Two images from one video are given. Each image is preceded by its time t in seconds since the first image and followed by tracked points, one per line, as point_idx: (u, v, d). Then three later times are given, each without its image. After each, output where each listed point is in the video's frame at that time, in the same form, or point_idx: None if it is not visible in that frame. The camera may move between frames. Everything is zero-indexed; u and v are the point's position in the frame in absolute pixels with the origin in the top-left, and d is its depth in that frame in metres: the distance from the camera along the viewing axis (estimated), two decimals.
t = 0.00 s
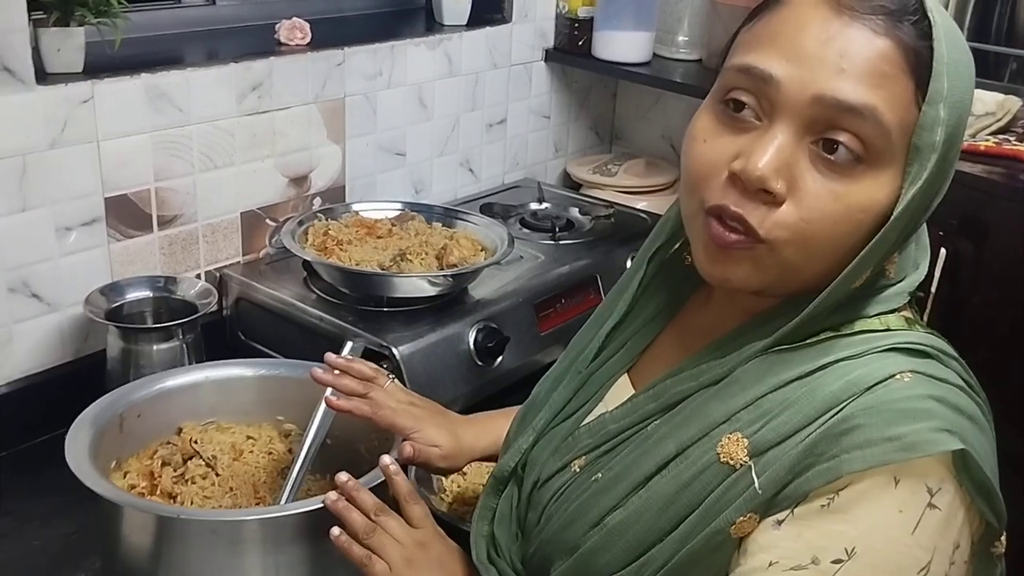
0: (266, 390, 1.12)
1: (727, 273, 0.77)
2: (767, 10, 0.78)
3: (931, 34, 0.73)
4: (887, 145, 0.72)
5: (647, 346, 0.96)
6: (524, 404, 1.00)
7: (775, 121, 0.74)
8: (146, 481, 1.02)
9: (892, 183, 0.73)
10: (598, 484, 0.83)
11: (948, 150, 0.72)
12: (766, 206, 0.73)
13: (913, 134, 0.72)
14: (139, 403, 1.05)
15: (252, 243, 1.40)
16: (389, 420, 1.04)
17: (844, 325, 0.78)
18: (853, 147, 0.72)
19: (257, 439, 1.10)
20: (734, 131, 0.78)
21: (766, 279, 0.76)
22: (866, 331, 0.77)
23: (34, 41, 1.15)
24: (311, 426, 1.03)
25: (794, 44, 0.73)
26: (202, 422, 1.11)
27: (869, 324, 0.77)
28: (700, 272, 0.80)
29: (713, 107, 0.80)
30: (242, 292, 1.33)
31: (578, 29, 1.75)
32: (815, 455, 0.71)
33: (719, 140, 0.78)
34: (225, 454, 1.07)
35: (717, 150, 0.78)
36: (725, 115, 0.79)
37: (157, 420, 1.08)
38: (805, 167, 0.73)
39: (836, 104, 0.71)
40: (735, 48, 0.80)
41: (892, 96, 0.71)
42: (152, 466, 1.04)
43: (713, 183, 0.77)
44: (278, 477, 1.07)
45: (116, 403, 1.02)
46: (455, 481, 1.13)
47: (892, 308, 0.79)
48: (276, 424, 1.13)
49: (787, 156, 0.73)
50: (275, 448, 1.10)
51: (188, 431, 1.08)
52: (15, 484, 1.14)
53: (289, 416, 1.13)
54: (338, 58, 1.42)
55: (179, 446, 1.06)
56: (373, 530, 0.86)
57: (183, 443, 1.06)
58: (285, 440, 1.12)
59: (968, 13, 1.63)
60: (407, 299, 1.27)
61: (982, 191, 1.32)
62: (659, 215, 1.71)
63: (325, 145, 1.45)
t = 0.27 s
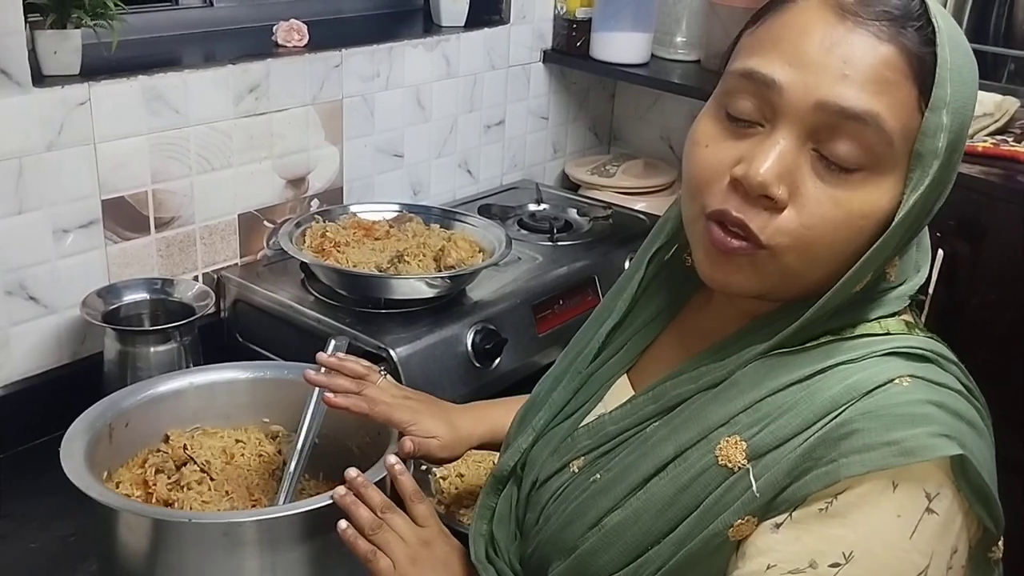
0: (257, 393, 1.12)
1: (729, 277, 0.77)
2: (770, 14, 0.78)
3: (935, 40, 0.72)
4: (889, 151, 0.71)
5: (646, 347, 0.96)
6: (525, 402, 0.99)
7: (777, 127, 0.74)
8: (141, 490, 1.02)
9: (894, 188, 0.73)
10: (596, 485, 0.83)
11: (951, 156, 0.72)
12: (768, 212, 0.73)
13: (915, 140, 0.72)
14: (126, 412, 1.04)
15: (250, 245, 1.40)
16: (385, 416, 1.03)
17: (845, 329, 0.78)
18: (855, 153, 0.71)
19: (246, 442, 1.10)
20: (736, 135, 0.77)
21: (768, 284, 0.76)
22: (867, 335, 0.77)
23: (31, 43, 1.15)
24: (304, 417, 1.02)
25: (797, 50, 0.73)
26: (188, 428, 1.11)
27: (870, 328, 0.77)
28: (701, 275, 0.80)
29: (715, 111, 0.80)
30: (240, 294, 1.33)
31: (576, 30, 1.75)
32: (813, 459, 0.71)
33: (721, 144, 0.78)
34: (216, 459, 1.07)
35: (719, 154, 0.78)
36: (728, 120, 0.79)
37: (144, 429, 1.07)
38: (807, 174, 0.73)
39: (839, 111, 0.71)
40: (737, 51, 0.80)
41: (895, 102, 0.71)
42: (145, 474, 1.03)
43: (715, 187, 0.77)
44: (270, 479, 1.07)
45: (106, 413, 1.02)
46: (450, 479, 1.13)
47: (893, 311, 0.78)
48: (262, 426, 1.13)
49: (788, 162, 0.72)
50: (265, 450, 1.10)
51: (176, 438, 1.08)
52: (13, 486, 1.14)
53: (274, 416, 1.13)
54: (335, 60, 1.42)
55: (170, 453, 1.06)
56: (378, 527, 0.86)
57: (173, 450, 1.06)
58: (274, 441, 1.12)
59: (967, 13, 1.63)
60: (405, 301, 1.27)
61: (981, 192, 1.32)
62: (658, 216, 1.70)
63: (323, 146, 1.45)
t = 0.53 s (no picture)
0: (261, 394, 1.12)
1: (730, 276, 0.77)
2: (772, 12, 0.78)
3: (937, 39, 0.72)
4: (890, 149, 0.71)
5: (648, 346, 0.95)
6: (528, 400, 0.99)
7: (779, 125, 0.74)
8: (143, 488, 1.02)
9: (896, 187, 0.73)
10: (599, 484, 0.83)
11: (953, 154, 0.72)
12: (769, 210, 0.73)
13: (917, 139, 0.72)
14: (131, 410, 1.04)
15: (249, 246, 1.40)
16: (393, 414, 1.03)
17: (848, 329, 0.78)
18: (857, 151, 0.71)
19: (250, 443, 1.10)
20: (738, 133, 0.77)
21: (769, 282, 0.76)
22: (870, 334, 0.76)
23: (29, 45, 1.15)
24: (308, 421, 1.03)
25: (799, 48, 0.73)
26: (194, 427, 1.11)
27: (873, 328, 0.77)
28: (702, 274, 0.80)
29: (716, 109, 0.80)
30: (239, 295, 1.33)
31: (575, 30, 1.75)
32: (816, 459, 0.71)
33: (722, 142, 0.78)
34: (219, 459, 1.07)
35: (721, 152, 0.78)
36: (729, 117, 0.78)
37: (149, 428, 1.07)
38: (808, 172, 0.72)
39: (840, 109, 0.71)
40: (739, 49, 0.80)
41: (896, 101, 0.71)
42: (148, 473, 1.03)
43: (716, 185, 0.77)
44: (273, 481, 1.07)
45: (110, 411, 1.02)
46: (450, 479, 1.12)
47: (896, 310, 0.78)
48: (268, 428, 1.13)
49: (790, 160, 0.72)
50: (269, 451, 1.09)
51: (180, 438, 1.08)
52: (13, 489, 1.14)
53: (281, 419, 1.13)
54: (334, 61, 1.42)
55: (173, 453, 1.06)
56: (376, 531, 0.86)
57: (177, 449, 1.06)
58: (279, 443, 1.12)
59: (966, 11, 1.63)
60: (405, 302, 1.27)
61: (981, 190, 1.32)
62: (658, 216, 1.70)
63: (322, 147, 1.45)
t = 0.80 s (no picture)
0: (262, 394, 1.12)
1: (733, 276, 0.77)
2: (778, 12, 0.78)
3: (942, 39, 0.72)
4: (894, 150, 0.71)
5: (652, 346, 0.95)
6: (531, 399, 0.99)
7: (783, 125, 0.74)
8: (144, 488, 1.02)
9: (900, 188, 0.73)
10: (600, 484, 0.83)
11: (957, 155, 0.72)
12: (772, 210, 0.73)
13: (922, 140, 0.72)
14: (133, 410, 1.04)
15: (250, 247, 1.40)
16: (406, 395, 1.02)
17: (851, 329, 0.78)
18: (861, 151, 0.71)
19: (253, 443, 1.10)
20: (741, 133, 0.77)
21: (772, 283, 0.76)
22: (872, 335, 0.76)
23: (30, 46, 1.14)
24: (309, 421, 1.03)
25: (803, 48, 0.73)
26: (196, 427, 1.11)
27: (876, 329, 0.77)
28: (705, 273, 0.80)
29: (720, 109, 0.80)
30: (240, 296, 1.33)
31: (575, 30, 1.75)
32: (818, 460, 0.71)
33: (726, 141, 0.78)
34: (220, 459, 1.07)
35: (725, 151, 0.78)
36: (733, 117, 0.78)
37: (151, 427, 1.07)
38: (812, 172, 0.72)
39: (844, 109, 0.71)
40: (744, 49, 0.80)
41: (901, 101, 0.71)
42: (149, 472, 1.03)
43: (719, 185, 0.77)
44: (275, 481, 1.07)
45: (111, 411, 1.02)
46: (450, 479, 1.12)
47: (900, 312, 0.78)
48: (271, 428, 1.13)
49: (793, 160, 0.72)
50: (271, 451, 1.09)
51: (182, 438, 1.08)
52: (13, 490, 1.14)
53: (283, 419, 1.13)
54: (335, 61, 1.42)
55: (175, 452, 1.06)
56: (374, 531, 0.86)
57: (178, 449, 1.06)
58: (280, 443, 1.11)
59: (966, 11, 1.63)
60: (406, 301, 1.26)
61: (982, 190, 1.32)
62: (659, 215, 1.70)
63: (322, 148, 1.45)
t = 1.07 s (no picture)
0: (261, 397, 1.11)
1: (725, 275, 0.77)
2: (781, 11, 0.78)
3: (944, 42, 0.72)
4: (890, 153, 0.71)
5: (652, 346, 0.95)
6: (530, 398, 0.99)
7: (779, 124, 0.74)
8: (143, 490, 1.02)
9: (896, 192, 0.72)
10: (597, 484, 0.82)
11: (957, 160, 0.71)
12: (765, 209, 0.73)
13: (920, 145, 0.71)
14: (132, 413, 1.04)
15: (250, 248, 1.40)
16: (406, 385, 1.02)
17: (849, 331, 0.78)
18: (856, 153, 0.71)
19: (252, 445, 1.10)
20: (738, 132, 0.77)
21: (766, 283, 0.76)
22: (868, 337, 0.77)
23: (29, 47, 1.14)
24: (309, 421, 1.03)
25: (803, 48, 0.73)
26: (195, 429, 1.11)
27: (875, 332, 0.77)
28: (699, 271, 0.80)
29: (720, 106, 0.80)
30: (239, 297, 1.33)
31: (575, 30, 1.75)
32: (815, 463, 0.71)
33: (723, 139, 0.78)
34: (220, 461, 1.07)
35: (721, 148, 0.78)
36: (732, 115, 0.78)
37: (150, 429, 1.07)
38: (806, 173, 0.72)
39: (840, 110, 0.70)
40: (746, 48, 0.79)
41: (899, 104, 0.70)
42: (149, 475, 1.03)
43: (715, 182, 0.77)
44: (275, 483, 1.07)
45: (110, 414, 1.01)
46: (450, 480, 1.12)
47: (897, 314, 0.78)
48: (269, 429, 1.13)
49: (788, 160, 0.72)
50: (271, 453, 1.10)
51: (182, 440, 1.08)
52: (13, 492, 1.14)
53: (282, 420, 1.13)
54: (334, 62, 1.42)
55: (174, 455, 1.06)
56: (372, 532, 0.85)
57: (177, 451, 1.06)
58: (280, 445, 1.12)
59: (966, 10, 1.63)
60: (406, 303, 1.26)
61: (982, 189, 1.32)
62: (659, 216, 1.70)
63: (322, 149, 1.45)
